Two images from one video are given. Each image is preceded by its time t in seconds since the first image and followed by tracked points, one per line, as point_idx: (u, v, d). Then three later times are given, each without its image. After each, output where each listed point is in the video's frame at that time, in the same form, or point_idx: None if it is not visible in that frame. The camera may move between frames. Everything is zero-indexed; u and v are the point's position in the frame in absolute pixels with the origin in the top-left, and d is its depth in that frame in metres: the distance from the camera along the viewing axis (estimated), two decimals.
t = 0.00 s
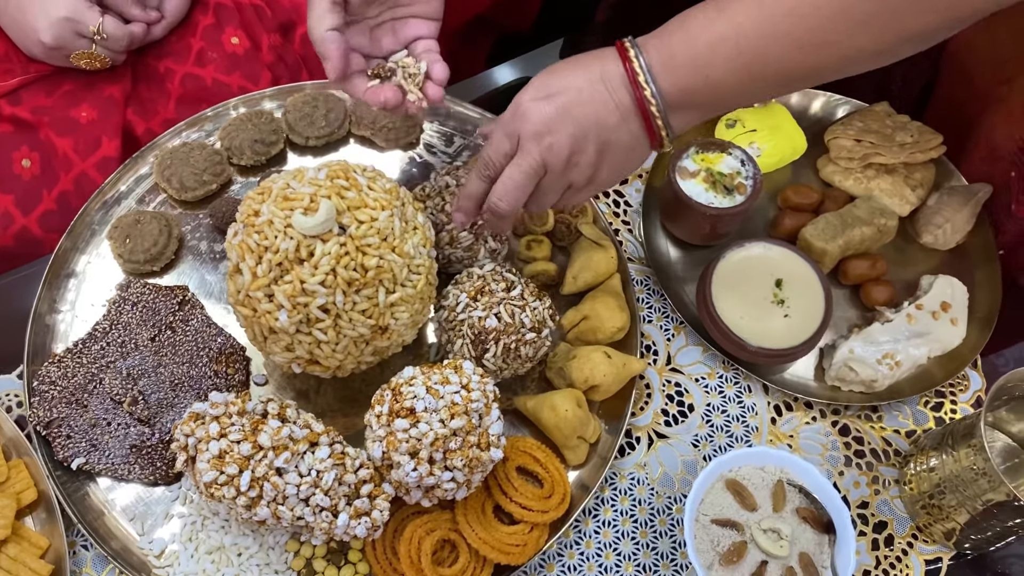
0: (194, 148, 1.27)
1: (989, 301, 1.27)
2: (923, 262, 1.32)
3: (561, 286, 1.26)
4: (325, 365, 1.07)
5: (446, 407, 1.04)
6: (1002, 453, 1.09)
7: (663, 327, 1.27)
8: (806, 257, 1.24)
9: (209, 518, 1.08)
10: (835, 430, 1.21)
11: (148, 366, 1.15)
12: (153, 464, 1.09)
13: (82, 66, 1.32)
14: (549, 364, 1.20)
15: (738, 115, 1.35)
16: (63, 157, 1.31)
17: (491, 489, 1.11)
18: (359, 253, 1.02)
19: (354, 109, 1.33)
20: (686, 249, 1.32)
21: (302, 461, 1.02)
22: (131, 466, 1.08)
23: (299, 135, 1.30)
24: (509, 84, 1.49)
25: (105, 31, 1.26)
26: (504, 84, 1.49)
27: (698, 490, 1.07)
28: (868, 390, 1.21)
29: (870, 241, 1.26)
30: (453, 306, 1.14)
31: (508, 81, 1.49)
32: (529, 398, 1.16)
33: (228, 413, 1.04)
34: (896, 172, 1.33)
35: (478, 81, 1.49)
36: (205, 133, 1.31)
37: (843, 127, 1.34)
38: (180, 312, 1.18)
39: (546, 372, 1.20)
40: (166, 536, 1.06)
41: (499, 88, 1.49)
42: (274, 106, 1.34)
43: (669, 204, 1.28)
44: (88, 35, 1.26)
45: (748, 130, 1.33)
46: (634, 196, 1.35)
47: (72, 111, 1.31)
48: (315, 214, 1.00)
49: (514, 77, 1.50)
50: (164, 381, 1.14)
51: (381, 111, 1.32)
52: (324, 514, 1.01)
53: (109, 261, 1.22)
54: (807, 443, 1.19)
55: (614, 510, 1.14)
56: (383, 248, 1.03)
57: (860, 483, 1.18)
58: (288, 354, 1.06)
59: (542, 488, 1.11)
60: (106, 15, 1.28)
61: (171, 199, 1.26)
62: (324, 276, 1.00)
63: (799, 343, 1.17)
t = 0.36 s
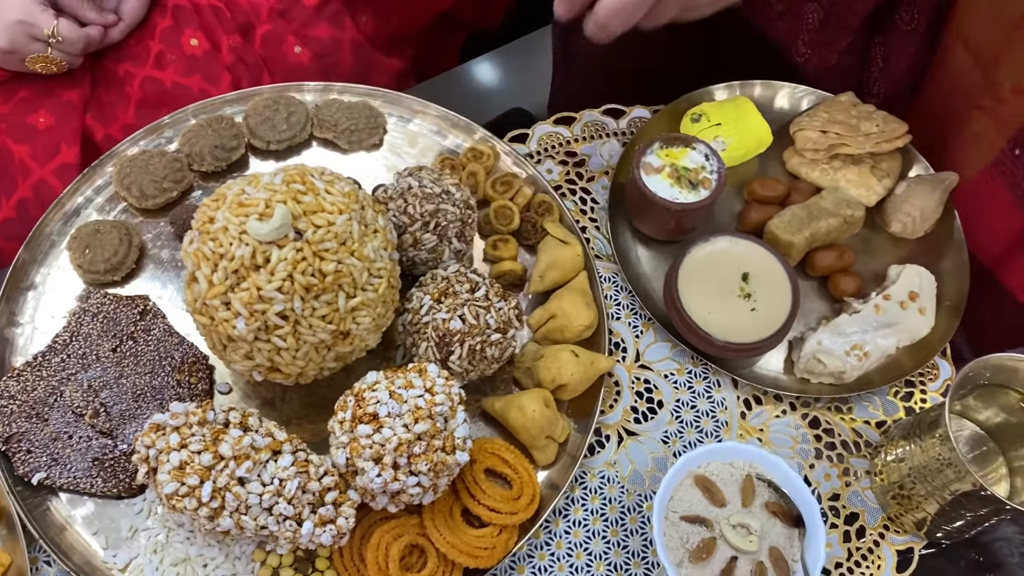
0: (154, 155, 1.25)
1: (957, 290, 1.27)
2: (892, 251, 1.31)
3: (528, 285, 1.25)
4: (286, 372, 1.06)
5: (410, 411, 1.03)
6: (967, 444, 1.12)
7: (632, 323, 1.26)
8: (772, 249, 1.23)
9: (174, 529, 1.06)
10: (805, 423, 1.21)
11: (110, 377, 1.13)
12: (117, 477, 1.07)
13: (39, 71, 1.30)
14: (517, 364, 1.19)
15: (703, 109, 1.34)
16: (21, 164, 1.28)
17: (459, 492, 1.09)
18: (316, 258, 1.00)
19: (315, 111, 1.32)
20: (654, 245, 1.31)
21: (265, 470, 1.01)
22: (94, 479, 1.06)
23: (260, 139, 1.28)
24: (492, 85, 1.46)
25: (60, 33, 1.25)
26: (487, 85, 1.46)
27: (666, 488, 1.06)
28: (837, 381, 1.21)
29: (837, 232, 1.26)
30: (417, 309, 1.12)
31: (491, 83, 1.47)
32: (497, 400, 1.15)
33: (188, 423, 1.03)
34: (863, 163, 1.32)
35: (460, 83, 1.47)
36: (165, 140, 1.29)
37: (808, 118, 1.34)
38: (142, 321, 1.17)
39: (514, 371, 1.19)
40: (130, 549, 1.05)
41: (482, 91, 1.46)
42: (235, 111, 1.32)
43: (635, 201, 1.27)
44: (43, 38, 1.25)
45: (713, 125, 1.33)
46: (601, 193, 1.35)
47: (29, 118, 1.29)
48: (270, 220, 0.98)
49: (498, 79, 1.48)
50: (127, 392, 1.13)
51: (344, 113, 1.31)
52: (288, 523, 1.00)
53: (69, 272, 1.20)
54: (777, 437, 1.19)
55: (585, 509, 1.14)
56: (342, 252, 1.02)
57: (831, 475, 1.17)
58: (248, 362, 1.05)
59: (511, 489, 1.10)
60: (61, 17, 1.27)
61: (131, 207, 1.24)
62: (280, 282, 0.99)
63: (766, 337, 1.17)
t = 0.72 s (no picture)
0: (98, 163, 1.23)
1: (911, 276, 1.27)
2: (846, 239, 1.31)
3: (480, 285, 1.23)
4: (230, 381, 1.05)
5: (356, 416, 1.02)
6: (918, 432, 1.12)
7: (586, 320, 1.26)
8: (723, 242, 1.23)
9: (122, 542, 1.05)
10: (759, 415, 1.21)
11: (54, 391, 1.11)
12: (62, 492, 1.05)
13: None
14: (469, 365, 1.18)
15: (652, 103, 1.34)
16: None
17: (410, 496, 1.08)
18: (254, 264, 0.99)
19: (262, 115, 1.30)
20: (606, 241, 1.31)
21: (209, 480, 1.00)
22: (38, 494, 1.05)
23: (206, 144, 1.27)
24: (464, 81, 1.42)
25: None
26: (459, 79, 1.42)
27: (618, 484, 1.06)
28: (791, 372, 1.20)
29: (788, 223, 1.25)
30: (364, 312, 1.11)
31: (464, 78, 1.42)
32: (448, 401, 1.14)
33: (131, 435, 1.01)
34: (815, 152, 1.32)
35: (433, 78, 1.42)
36: (110, 148, 1.28)
37: (758, 110, 1.34)
38: (87, 333, 1.15)
39: (466, 372, 1.18)
40: (77, 564, 1.04)
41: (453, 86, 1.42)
42: (179, 117, 1.31)
43: (586, 196, 1.26)
44: None
45: (663, 118, 1.32)
46: (553, 190, 1.34)
47: None
48: (205, 227, 0.97)
49: (472, 74, 1.43)
50: (72, 405, 1.11)
51: (291, 116, 1.29)
52: (234, 533, 0.99)
53: (12, 285, 1.18)
54: (732, 430, 1.19)
55: (540, 508, 1.13)
56: (280, 257, 1.01)
57: (786, 467, 1.17)
58: (190, 371, 1.03)
59: (464, 491, 1.09)
60: None
61: (76, 217, 1.22)
62: (218, 290, 0.98)
63: (717, 330, 1.17)
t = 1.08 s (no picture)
0: (46, 171, 1.21)
1: (867, 263, 1.28)
2: (803, 228, 1.31)
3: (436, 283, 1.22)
4: (178, 388, 1.04)
5: (305, 420, 1.01)
6: (874, 420, 1.12)
7: (544, 316, 1.25)
8: (678, 234, 1.22)
9: (74, 553, 1.04)
10: (718, 406, 1.21)
11: (2, 402, 1.08)
12: (12, 505, 1.03)
13: None
14: (425, 364, 1.17)
15: (607, 97, 1.34)
16: None
17: (366, 498, 1.07)
18: (197, 268, 0.98)
19: (212, 117, 1.29)
20: (563, 236, 1.30)
21: (158, 488, 0.99)
22: None
23: (156, 148, 1.25)
24: (437, 74, 1.41)
25: None
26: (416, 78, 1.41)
27: (574, 480, 1.05)
28: (749, 362, 1.20)
29: (744, 213, 1.25)
30: (314, 314, 1.10)
31: (429, 74, 1.42)
32: (404, 402, 1.13)
33: (77, 445, 1.00)
34: (770, 141, 1.32)
35: (398, 73, 1.41)
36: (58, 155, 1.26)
37: (713, 100, 1.33)
38: (36, 342, 1.13)
39: (423, 371, 1.17)
40: None
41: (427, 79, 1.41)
42: (130, 122, 1.30)
43: (540, 192, 1.26)
44: None
45: (617, 111, 1.32)
46: (510, 185, 1.34)
47: None
48: (146, 232, 0.96)
49: (445, 66, 1.43)
50: (24, 416, 1.08)
51: (241, 118, 1.28)
52: (185, 540, 0.98)
53: None
54: (690, 421, 1.19)
55: (498, 506, 1.12)
56: (224, 261, 1.00)
57: (745, 457, 1.17)
58: (137, 378, 1.02)
59: (421, 492, 1.08)
60: None
61: (24, 226, 1.21)
62: (161, 295, 0.97)
63: (674, 322, 1.16)
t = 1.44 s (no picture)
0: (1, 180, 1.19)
1: (831, 253, 1.28)
2: (766, 220, 1.32)
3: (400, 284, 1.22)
4: (137, 397, 1.04)
5: (265, 426, 1.00)
6: (838, 411, 1.13)
7: (509, 315, 1.25)
8: (641, 229, 1.22)
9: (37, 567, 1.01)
10: (684, 400, 1.21)
11: None
12: None
13: None
14: (390, 366, 1.16)
15: (569, 93, 1.33)
16: None
17: (331, 502, 1.07)
18: (150, 276, 0.97)
19: (172, 123, 1.28)
20: (527, 234, 1.30)
21: (118, 498, 0.98)
22: None
23: (115, 156, 1.24)
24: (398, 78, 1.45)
25: None
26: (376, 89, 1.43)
27: (538, 479, 1.05)
28: (714, 355, 1.20)
29: (707, 206, 1.25)
30: (274, 319, 1.09)
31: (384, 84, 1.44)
32: (368, 404, 1.12)
33: (35, 457, 0.99)
34: (732, 134, 1.32)
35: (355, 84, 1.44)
36: (15, 164, 1.24)
37: (675, 95, 1.33)
38: None
39: (387, 373, 1.17)
40: None
41: (396, 77, 1.45)
42: (89, 129, 1.29)
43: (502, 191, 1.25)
44: None
45: (579, 108, 1.31)
46: (473, 184, 1.35)
47: None
48: (98, 241, 0.95)
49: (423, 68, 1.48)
50: None
51: (201, 122, 1.27)
52: (146, 550, 0.97)
53: None
54: (657, 416, 1.19)
55: (466, 507, 1.12)
56: (179, 268, 0.99)
57: (712, 451, 1.17)
58: (94, 388, 1.02)
59: (386, 495, 1.08)
60: None
61: None
62: (114, 304, 0.96)
63: (638, 318, 1.16)
